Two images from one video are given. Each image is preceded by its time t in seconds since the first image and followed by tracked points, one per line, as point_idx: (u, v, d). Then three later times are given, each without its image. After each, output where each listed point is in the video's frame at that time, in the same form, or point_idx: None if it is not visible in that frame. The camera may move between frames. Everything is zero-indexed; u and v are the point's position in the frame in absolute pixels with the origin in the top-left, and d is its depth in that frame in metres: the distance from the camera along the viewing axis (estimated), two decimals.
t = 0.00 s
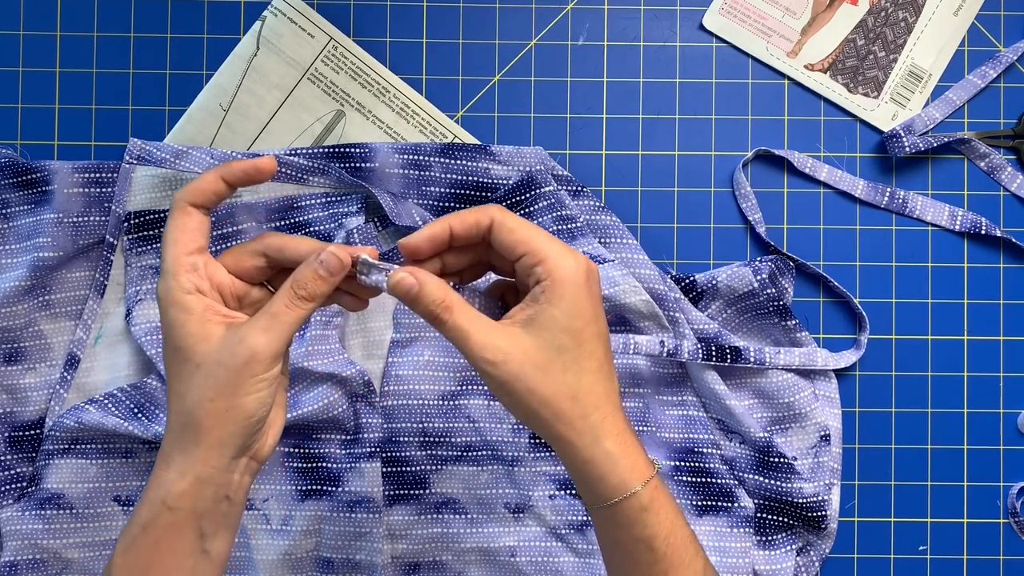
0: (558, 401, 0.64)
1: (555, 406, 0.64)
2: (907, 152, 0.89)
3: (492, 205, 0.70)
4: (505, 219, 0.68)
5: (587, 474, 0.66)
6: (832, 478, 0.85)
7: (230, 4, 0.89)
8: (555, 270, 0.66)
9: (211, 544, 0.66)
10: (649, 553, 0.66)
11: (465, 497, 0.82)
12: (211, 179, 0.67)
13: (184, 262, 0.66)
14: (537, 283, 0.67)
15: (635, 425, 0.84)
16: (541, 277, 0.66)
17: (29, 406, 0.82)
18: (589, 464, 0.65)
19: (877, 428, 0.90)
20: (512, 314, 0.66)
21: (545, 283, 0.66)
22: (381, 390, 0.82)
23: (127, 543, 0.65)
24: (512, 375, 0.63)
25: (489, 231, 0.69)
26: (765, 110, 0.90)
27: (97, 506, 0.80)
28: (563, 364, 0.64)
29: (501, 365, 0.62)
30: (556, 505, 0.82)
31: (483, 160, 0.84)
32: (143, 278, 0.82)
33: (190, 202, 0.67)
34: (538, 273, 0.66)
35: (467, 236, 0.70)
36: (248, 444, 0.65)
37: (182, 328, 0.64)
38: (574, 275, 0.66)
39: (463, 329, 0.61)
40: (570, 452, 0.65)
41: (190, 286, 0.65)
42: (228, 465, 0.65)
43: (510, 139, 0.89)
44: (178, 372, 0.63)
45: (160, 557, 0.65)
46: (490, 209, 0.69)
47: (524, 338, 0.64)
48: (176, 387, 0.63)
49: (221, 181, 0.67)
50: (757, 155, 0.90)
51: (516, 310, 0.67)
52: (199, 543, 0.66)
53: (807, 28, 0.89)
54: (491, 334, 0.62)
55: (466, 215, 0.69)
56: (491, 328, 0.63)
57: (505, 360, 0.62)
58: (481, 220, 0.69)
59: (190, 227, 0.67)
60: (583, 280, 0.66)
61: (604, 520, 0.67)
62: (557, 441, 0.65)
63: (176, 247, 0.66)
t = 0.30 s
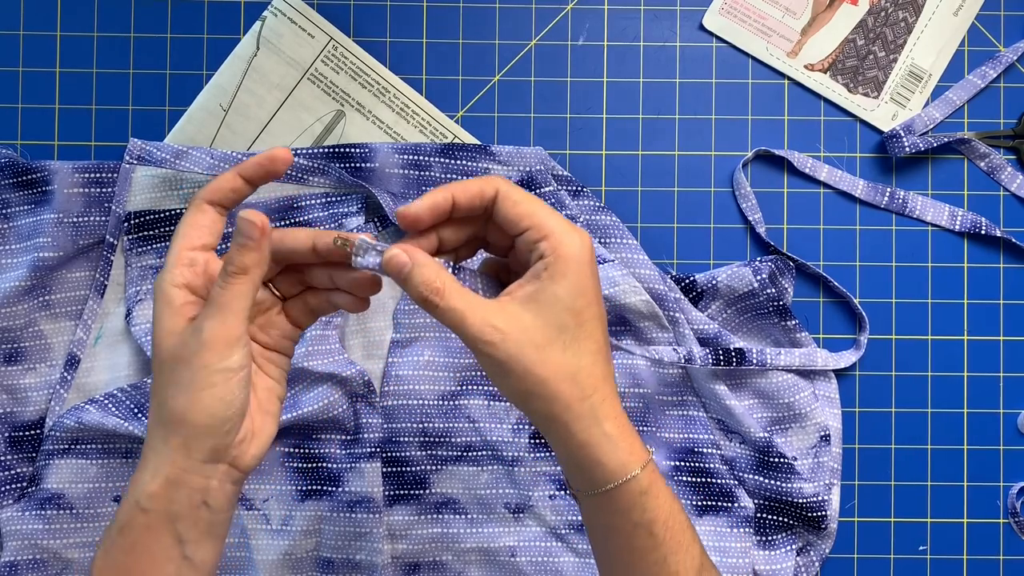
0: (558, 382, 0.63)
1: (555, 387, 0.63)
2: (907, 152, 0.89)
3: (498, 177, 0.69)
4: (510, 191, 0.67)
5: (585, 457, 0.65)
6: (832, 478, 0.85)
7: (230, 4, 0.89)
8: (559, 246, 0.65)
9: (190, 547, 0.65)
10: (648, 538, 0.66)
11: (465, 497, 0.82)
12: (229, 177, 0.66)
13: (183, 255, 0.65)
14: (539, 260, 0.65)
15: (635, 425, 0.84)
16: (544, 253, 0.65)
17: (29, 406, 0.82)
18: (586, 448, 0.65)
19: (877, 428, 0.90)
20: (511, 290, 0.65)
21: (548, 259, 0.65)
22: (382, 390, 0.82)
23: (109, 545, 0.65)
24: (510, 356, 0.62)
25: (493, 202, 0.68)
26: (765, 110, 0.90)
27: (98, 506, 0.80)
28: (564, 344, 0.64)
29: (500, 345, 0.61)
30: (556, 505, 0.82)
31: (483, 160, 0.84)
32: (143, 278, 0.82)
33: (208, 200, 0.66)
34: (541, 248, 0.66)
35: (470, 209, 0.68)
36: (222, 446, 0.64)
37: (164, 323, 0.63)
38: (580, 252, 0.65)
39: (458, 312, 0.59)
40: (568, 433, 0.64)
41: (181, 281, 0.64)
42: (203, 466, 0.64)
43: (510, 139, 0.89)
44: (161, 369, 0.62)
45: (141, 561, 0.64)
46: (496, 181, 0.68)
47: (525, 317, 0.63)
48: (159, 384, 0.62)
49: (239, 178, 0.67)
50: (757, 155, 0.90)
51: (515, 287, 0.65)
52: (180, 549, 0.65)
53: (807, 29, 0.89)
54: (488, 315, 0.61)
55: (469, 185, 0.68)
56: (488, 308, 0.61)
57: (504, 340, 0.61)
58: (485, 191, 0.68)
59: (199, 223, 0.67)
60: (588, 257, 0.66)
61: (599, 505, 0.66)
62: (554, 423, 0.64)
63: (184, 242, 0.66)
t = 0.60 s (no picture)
0: (543, 344, 0.61)
1: (541, 350, 0.61)
2: (907, 152, 0.89)
3: (474, 137, 0.67)
4: (487, 151, 0.65)
5: (577, 421, 0.63)
6: (832, 478, 0.85)
7: (230, 4, 0.89)
8: (538, 205, 0.62)
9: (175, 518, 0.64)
10: (646, 505, 0.64)
11: (465, 497, 0.82)
12: (207, 145, 0.64)
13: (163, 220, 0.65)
14: (519, 221, 0.63)
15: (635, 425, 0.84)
16: (523, 213, 0.63)
17: (29, 406, 0.82)
18: (579, 412, 0.63)
19: (877, 428, 0.90)
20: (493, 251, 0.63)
21: (527, 219, 0.62)
22: (382, 390, 0.82)
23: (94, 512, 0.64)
24: (493, 321, 0.60)
25: (469, 163, 0.66)
26: (765, 110, 0.90)
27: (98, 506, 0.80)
28: (547, 306, 0.61)
29: (481, 309, 0.59)
30: (556, 505, 0.82)
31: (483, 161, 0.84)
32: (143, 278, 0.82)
33: (183, 165, 0.64)
34: (521, 208, 0.63)
35: (446, 171, 0.67)
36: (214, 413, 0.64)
37: (152, 289, 0.62)
38: (562, 210, 0.62)
39: (435, 282, 0.58)
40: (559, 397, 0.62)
41: (165, 246, 0.64)
42: (191, 432, 0.64)
43: (510, 138, 0.89)
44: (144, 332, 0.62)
45: (126, 532, 0.63)
46: (472, 141, 0.66)
47: (506, 280, 0.61)
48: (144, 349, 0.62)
49: (218, 147, 0.64)
50: (757, 155, 0.90)
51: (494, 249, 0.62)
52: (165, 518, 0.64)
53: (807, 29, 0.89)
54: (467, 281, 0.59)
55: (444, 147, 0.66)
56: (465, 274, 0.59)
57: (485, 305, 0.59)
58: (460, 152, 0.66)
59: (176, 186, 0.65)
60: (570, 214, 0.62)
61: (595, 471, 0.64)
62: (544, 387, 0.62)
63: (158, 206, 0.64)
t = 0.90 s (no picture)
0: (549, 308, 0.60)
1: (547, 314, 0.60)
2: (907, 152, 0.89)
3: (472, 99, 0.66)
4: (486, 112, 0.65)
5: (586, 393, 0.62)
6: (832, 478, 0.85)
7: (230, 4, 0.89)
8: (543, 164, 0.62)
9: (145, 504, 0.62)
10: (661, 483, 0.62)
11: (465, 497, 0.82)
12: (199, 117, 0.64)
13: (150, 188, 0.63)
14: (522, 181, 0.63)
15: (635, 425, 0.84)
16: (527, 172, 0.63)
17: (29, 406, 0.82)
18: (586, 382, 0.62)
19: (877, 428, 0.90)
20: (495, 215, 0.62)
21: (531, 178, 0.62)
22: (382, 390, 0.82)
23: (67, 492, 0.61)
24: (496, 285, 0.59)
25: (468, 125, 0.65)
26: (765, 110, 0.90)
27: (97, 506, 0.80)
28: (553, 268, 0.61)
29: (485, 272, 0.58)
30: (556, 505, 0.82)
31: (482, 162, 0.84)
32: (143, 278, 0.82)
33: (174, 137, 0.64)
34: (525, 167, 0.63)
35: (444, 134, 0.66)
36: (190, 391, 0.62)
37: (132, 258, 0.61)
38: (566, 169, 0.62)
39: (436, 246, 0.57)
40: (566, 365, 0.61)
41: (150, 215, 0.62)
42: (164, 412, 0.61)
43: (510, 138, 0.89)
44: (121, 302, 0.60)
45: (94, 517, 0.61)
46: (471, 103, 0.65)
47: (510, 243, 0.60)
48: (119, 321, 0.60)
49: (209, 119, 0.64)
50: (757, 155, 0.90)
51: (498, 214, 0.62)
52: (136, 505, 0.62)
53: (807, 28, 0.89)
54: (469, 244, 0.58)
55: (443, 109, 0.65)
56: (467, 237, 0.58)
57: (489, 269, 0.58)
58: (459, 114, 0.65)
59: (166, 157, 0.64)
60: (574, 173, 0.62)
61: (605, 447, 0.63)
62: (550, 355, 0.61)
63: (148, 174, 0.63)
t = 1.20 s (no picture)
0: (580, 309, 0.58)
1: (578, 315, 0.58)
2: (907, 152, 0.89)
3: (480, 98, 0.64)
4: (497, 110, 0.63)
5: (619, 398, 0.60)
6: (832, 478, 0.85)
7: (230, 4, 0.89)
8: (562, 160, 0.61)
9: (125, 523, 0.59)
10: (693, 491, 0.61)
11: (464, 497, 0.82)
12: (220, 133, 0.62)
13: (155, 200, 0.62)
14: (541, 178, 0.61)
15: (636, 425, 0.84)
16: (546, 168, 0.61)
17: (29, 406, 0.82)
18: (620, 386, 0.60)
19: (877, 428, 0.90)
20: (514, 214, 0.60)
21: (551, 174, 0.60)
22: (382, 390, 0.82)
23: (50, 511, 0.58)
24: (523, 286, 0.57)
25: (478, 123, 0.64)
26: (765, 110, 0.90)
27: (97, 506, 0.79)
28: (582, 267, 0.59)
29: (514, 274, 0.56)
30: (556, 505, 0.82)
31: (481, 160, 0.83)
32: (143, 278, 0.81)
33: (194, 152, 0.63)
34: (543, 163, 0.61)
35: (453, 133, 0.64)
36: (175, 409, 0.58)
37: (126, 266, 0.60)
38: (586, 163, 0.61)
39: (456, 246, 0.54)
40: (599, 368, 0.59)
41: (156, 227, 0.61)
42: (147, 431, 0.58)
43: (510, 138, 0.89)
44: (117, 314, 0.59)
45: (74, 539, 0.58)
46: (480, 101, 0.64)
47: (537, 242, 0.58)
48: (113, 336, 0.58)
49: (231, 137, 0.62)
50: (757, 155, 0.90)
51: (517, 212, 0.60)
52: (115, 527, 0.58)
53: (807, 28, 0.88)
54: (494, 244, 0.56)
55: (451, 107, 0.63)
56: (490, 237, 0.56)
57: (515, 269, 0.56)
58: (468, 112, 0.63)
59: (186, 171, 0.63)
60: (595, 167, 0.61)
61: (634, 453, 0.62)
62: (583, 358, 0.59)
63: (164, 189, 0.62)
